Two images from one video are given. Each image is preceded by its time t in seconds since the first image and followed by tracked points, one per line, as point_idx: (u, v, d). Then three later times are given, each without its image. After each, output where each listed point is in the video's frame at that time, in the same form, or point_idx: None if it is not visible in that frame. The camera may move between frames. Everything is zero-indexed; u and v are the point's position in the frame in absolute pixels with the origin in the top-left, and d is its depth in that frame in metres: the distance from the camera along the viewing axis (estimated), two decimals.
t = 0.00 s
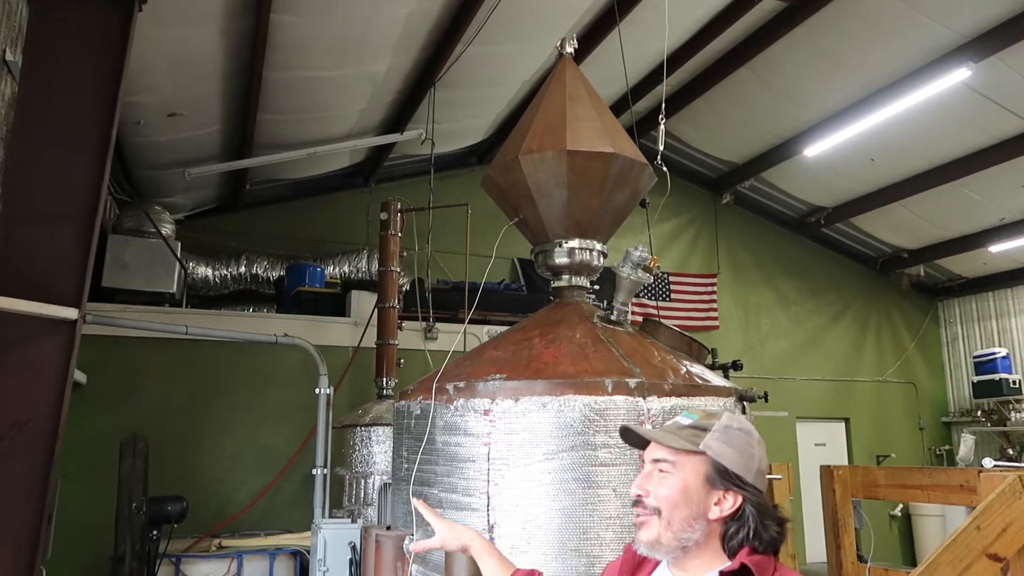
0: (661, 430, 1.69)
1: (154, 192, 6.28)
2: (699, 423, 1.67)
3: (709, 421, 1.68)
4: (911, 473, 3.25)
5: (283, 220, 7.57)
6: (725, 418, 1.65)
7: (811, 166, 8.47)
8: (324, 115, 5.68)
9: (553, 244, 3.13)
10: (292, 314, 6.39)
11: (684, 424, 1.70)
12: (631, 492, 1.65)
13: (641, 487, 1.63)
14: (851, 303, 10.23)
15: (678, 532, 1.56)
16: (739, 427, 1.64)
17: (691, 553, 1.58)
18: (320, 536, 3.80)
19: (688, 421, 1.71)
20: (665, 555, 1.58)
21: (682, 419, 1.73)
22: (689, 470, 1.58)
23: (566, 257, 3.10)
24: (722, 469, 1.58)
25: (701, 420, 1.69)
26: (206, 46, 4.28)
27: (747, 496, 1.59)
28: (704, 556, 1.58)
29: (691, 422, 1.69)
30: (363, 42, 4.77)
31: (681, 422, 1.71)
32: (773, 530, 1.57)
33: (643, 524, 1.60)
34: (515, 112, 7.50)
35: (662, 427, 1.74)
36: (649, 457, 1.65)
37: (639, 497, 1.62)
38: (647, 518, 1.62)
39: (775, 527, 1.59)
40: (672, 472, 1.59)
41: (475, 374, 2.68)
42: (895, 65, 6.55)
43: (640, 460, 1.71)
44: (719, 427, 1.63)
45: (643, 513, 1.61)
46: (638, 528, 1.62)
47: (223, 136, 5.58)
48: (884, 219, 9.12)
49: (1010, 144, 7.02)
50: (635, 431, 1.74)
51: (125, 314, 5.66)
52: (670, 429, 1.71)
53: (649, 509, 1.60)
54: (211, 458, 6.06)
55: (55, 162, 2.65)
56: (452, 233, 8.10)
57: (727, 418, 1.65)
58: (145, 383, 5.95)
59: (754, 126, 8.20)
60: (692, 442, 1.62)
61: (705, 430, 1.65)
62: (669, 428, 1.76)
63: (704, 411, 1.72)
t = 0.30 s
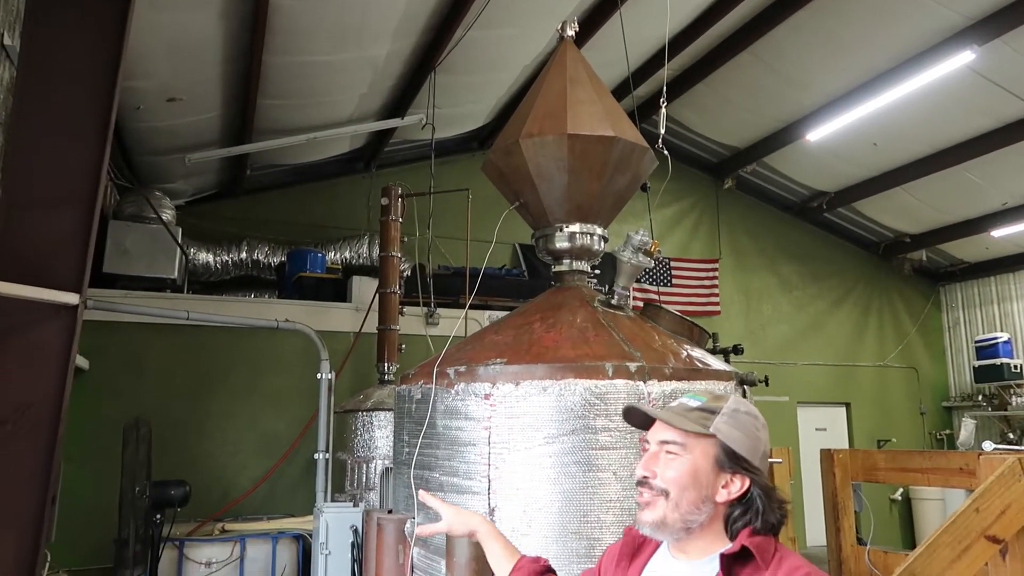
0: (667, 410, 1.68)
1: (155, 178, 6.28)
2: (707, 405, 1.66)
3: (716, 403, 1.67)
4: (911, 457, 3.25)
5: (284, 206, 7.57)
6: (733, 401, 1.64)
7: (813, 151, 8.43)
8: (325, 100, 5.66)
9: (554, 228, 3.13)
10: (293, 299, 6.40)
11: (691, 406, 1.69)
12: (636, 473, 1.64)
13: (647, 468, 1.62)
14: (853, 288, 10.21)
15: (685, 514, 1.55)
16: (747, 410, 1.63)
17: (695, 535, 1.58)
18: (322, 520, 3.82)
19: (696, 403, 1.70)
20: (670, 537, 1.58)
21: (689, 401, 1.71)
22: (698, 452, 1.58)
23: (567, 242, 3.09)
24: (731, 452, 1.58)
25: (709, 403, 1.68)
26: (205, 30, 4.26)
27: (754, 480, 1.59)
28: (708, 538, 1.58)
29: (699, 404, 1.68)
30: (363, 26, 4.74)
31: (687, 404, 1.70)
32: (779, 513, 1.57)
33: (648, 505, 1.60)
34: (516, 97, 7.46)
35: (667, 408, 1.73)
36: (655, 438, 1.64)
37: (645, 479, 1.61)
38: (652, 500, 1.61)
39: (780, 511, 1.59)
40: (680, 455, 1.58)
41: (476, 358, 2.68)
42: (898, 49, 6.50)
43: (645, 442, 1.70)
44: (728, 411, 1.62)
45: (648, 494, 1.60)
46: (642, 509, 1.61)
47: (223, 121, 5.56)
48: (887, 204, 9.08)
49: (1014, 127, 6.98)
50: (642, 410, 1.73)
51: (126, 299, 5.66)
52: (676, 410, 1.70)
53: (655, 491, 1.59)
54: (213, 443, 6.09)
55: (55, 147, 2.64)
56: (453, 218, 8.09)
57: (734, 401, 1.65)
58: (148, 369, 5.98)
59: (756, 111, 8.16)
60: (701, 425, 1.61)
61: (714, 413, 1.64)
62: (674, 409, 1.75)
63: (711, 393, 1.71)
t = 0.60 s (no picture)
0: (670, 387, 1.67)
1: (158, 160, 6.27)
2: (709, 381, 1.65)
3: (719, 380, 1.67)
4: (913, 438, 3.27)
5: (288, 188, 7.56)
6: (735, 378, 1.64)
7: (819, 133, 8.37)
8: (328, 81, 5.63)
9: (558, 209, 3.12)
10: (297, 282, 6.40)
11: (695, 382, 1.68)
12: (642, 452, 1.64)
13: (653, 447, 1.61)
14: (857, 272, 10.18)
15: (693, 492, 1.54)
16: (749, 386, 1.63)
17: (702, 514, 1.57)
18: (327, 500, 3.83)
19: (698, 379, 1.69)
20: (678, 516, 1.57)
21: (691, 377, 1.70)
22: (704, 429, 1.58)
23: (571, 223, 3.08)
24: (736, 429, 1.58)
25: (711, 379, 1.67)
26: (208, 11, 4.24)
27: (757, 455, 1.60)
28: (715, 516, 1.58)
29: (703, 380, 1.67)
30: (367, 7, 4.71)
31: (691, 380, 1.69)
32: (780, 488, 1.59)
33: (655, 485, 1.59)
34: (520, 78, 7.42)
35: (669, 385, 1.72)
36: (660, 416, 1.63)
37: (652, 458, 1.60)
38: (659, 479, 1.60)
39: (783, 486, 1.60)
40: (686, 432, 1.58)
41: (479, 339, 2.69)
42: (906, 29, 6.44)
43: (649, 421, 1.69)
44: (730, 387, 1.62)
45: (656, 474, 1.60)
46: (649, 488, 1.60)
47: (226, 103, 5.54)
48: (892, 187, 9.04)
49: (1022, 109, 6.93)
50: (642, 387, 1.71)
51: (131, 281, 5.67)
52: (679, 387, 1.68)
53: (663, 470, 1.58)
54: (218, 424, 6.12)
55: (57, 128, 2.64)
56: (456, 200, 8.07)
57: (736, 378, 1.65)
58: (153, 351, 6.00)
59: (762, 93, 8.10)
60: (707, 401, 1.60)
61: (717, 389, 1.63)
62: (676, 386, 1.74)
63: (712, 369, 1.71)
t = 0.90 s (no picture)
0: (675, 357, 1.67)
1: (162, 138, 6.27)
2: (715, 351, 1.64)
3: (725, 348, 1.65)
4: (918, 413, 3.26)
5: (292, 165, 7.55)
6: (740, 347, 1.62)
7: (827, 108, 8.30)
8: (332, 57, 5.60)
9: (562, 184, 3.11)
10: (303, 259, 6.42)
11: (700, 352, 1.67)
12: (646, 422, 1.64)
13: (658, 417, 1.61)
14: (864, 249, 10.13)
15: (698, 462, 1.55)
16: (754, 356, 1.61)
17: (706, 485, 1.57)
18: (333, 474, 3.85)
19: (704, 349, 1.68)
20: (682, 486, 1.57)
21: (697, 347, 1.69)
22: (709, 399, 1.58)
23: (575, 198, 3.08)
24: (742, 398, 1.57)
25: (716, 349, 1.65)
26: None
27: (763, 425, 1.58)
28: (720, 487, 1.57)
29: (708, 351, 1.66)
30: None
31: (696, 350, 1.68)
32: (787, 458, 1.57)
33: (659, 455, 1.60)
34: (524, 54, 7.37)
35: (674, 355, 1.72)
36: (665, 386, 1.63)
37: (656, 428, 1.61)
38: (663, 449, 1.61)
39: (788, 457, 1.59)
40: (691, 403, 1.58)
41: (484, 314, 2.69)
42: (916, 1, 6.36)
43: (654, 391, 1.69)
44: (736, 356, 1.61)
45: (660, 444, 1.60)
46: (654, 459, 1.61)
47: (229, 80, 5.52)
48: (900, 162, 8.97)
49: None
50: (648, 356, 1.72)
51: (137, 258, 5.69)
52: (684, 357, 1.68)
53: (667, 440, 1.59)
54: (225, 401, 6.17)
55: (61, 104, 2.64)
56: (461, 177, 8.05)
57: (741, 348, 1.63)
58: (160, 329, 6.03)
59: (769, 67, 8.02)
60: (712, 370, 1.59)
61: (722, 358, 1.61)
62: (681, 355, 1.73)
63: (718, 339, 1.69)
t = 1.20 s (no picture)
0: (677, 325, 1.65)
1: (167, 111, 6.24)
2: (718, 319, 1.62)
3: (726, 316, 1.64)
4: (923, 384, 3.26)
5: (297, 138, 7.52)
6: (742, 315, 1.61)
7: (836, 79, 8.20)
8: (335, 28, 5.55)
9: (567, 155, 3.08)
10: (309, 232, 6.42)
11: (701, 320, 1.65)
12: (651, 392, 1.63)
13: (662, 387, 1.60)
14: (872, 222, 10.06)
15: (705, 431, 1.53)
16: (756, 323, 1.60)
17: (712, 454, 1.56)
18: (340, 445, 3.89)
19: (705, 317, 1.66)
20: (688, 456, 1.56)
21: (697, 315, 1.67)
22: (714, 366, 1.56)
23: (581, 169, 3.05)
24: (746, 366, 1.56)
25: (718, 316, 1.64)
26: None
27: (766, 391, 1.58)
28: (725, 455, 1.57)
29: (711, 318, 1.64)
30: None
31: (698, 318, 1.66)
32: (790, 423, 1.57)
33: (665, 424, 1.58)
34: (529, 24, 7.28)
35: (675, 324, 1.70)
36: (668, 355, 1.62)
37: (661, 398, 1.59)
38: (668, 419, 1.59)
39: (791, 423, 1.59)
40: (696, 372, 1.57)
41: (488, 286, 2.69)
42: None
43: (656, 361, 1.67)
44: (738, 323, 1.59)
45: (665, 414, 1.59)
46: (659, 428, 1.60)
47: (233, 51, 5.47)
48: (910, 135, 8.87)
49: None
50: (650, 326, 1.69)
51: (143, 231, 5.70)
52: (686, 325, 1.66)
53: (673, 410, 1.57)
54: (232, 374, 6.22)
55: (65, 75, 2.62)
56: (466, 150, 8.01)
57: (743, 315, 1.62)
58: (167, 303, 6.06)
59: (778, 38, 7.91)
60: (715, 338, 1.58)
61: (725, 326, 1.60)
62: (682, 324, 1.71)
63: (719, 307, 1.67)
